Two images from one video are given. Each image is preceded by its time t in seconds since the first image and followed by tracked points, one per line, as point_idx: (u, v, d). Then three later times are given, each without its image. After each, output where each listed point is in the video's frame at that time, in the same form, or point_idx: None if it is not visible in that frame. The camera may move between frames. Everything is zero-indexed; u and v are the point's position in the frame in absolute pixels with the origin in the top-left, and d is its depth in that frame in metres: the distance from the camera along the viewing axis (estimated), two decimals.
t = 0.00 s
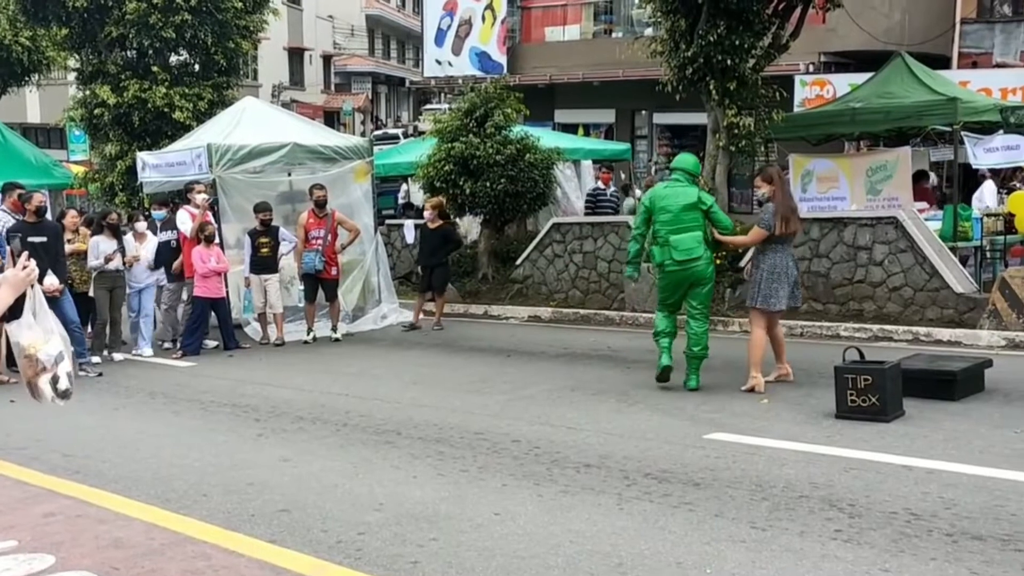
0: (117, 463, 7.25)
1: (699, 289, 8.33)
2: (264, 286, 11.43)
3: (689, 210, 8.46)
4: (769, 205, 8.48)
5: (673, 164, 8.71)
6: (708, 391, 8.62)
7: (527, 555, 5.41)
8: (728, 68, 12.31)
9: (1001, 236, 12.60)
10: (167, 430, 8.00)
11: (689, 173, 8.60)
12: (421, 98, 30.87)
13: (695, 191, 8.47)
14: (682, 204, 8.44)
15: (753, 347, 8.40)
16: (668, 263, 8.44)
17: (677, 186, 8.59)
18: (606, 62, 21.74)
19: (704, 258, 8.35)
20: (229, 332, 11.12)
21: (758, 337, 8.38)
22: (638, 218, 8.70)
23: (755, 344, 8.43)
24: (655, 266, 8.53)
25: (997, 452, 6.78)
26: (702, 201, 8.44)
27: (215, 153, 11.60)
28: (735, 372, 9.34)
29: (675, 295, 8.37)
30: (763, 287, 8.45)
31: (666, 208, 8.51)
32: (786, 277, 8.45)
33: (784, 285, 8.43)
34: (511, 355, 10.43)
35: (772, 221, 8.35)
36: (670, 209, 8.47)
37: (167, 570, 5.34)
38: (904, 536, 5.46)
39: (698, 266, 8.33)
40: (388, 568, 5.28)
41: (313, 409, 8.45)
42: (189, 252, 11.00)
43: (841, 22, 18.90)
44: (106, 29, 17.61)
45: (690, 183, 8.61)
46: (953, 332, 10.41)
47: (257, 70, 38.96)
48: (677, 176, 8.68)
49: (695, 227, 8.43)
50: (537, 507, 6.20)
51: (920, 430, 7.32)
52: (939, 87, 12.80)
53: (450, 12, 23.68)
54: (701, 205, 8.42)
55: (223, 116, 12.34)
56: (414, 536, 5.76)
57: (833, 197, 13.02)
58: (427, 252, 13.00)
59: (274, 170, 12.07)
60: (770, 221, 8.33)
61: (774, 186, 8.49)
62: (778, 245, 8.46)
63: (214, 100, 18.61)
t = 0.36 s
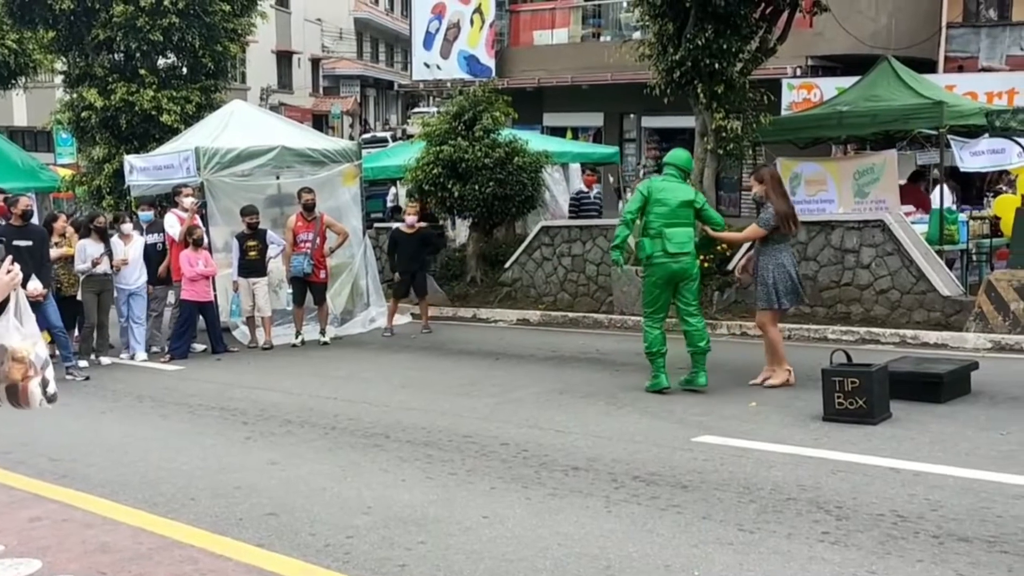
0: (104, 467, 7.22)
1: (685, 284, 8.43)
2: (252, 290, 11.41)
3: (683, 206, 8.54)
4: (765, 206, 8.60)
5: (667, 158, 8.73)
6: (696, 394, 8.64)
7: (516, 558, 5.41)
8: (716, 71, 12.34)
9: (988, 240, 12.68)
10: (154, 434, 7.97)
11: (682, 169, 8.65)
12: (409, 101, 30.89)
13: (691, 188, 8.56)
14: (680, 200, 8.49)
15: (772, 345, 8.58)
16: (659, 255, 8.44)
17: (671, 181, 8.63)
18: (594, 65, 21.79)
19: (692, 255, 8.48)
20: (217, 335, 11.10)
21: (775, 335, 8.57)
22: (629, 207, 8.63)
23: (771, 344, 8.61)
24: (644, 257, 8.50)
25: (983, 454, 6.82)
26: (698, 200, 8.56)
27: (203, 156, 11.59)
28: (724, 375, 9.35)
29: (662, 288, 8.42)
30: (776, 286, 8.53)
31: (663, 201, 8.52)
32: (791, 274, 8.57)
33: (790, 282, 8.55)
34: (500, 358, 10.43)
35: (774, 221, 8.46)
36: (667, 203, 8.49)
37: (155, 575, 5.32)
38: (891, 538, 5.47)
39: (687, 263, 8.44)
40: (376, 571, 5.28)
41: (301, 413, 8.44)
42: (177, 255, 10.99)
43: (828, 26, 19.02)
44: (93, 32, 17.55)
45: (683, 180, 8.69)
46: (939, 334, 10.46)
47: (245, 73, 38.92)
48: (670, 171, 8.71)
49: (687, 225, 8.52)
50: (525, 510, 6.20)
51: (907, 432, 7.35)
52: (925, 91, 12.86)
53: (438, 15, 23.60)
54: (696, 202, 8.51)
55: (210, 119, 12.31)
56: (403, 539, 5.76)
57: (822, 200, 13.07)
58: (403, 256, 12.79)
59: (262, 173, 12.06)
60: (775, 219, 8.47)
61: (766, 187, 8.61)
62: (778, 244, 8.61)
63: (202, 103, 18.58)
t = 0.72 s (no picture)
0: (95, 470, 7.21)
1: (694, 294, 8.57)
2: (244, 291, 11.41)
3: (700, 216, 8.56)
4: (762, 210, 8.60)
5: (679, 163, 8.66)
6: (690, 394, 8.64)
7: (508, 560, 5.41)
8: (708, 73, 12.35)
9: (978, 241, 12.75)
10: (146, 436, 7.96)
11: (687, 176, 8.68)
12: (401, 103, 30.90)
13: (706, 199, 8.61)
14: (700, 211, 8.51)
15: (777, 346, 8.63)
16: (679, 265, 8.44)
17: (685, 189, 8.60)
18: (586, 67, 21.81)
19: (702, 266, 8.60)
20: (209, 337, 11.09)
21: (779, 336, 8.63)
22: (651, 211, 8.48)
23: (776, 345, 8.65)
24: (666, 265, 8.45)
25: (974, 454, 6.83)
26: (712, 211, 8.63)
27: (195, 157, 11.59)
28: (717, 377, 9.36)
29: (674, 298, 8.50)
30: (768, 290, 8.58)
31: (685, 210, 8.49)
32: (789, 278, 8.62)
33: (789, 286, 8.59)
34: (492, 360, 10.44)
35: (772, 227, 8.47)
36: (688, 213, 8.47)
37: None
38: (882, 539, 5.49)
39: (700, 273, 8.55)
40: (367, 573, 5.28)
41: (294, 415, 8.43)
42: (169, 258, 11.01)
43: (820, 27, 18.98)
44: (84, 33, 17.51)
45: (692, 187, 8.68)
46: (930, 335, 10.49)
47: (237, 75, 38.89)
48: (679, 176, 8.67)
49: (703, 236, 8.58)
50: (518, 511, 6.20)
51: (899, 433, 7.36)
52: (916, 92, 12.90)
53: (430, 17, 23.54)
54: (713, 214, 8.57)
55: (203, 121, 12.29)
56: (395, 541, 5.76)
57: (814, 201, 13.12)
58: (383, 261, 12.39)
59: (254, 175, 12.05)
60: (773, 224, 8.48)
61: (763, 191, 8.62)
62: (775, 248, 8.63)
63: (194, 104, 18.56)
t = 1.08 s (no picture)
0: (93, 470, 7.20)
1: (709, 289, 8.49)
2: (242, 291, 11.40)
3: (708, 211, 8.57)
4: (757, 210, 8.60)
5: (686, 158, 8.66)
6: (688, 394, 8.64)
7: (507, 559, 5.41)
8: (706, 72, 12.36)
9: (976, 240, 12.76)
10: (144, 436, 7.95)
11: (694, 171, 8.67)
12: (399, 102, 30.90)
13: (713, 194, 8.65)
14: (708, 205, 8.53)
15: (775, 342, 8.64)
16: (694, 260, 8.37)
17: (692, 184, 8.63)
18: (583, 66, 21.81)
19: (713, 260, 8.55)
20: (206, 337, 11.07)
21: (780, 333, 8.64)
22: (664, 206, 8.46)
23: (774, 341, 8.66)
24: (682, 261, 8.39)
25: (972, 454, 6.83)
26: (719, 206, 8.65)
27: (192, 157, 11.59)
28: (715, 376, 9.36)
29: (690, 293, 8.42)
30: (768, 291, 8.59)
31: (695, 205, 8.52)
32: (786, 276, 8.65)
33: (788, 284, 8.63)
34: (491, 359, 10.44)
35: (771, 226, 8.48)
36: (697, 207, 8.49)
37: None
38: (881, 538, 5.49)
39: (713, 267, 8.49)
40: (366, 573, 5.27)
41: (292, 414, 8.43)
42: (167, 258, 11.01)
43: (817, 27, 19.03)
44: (82, 33, 17.50)
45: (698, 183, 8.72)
46: (928, 335, 10.50)
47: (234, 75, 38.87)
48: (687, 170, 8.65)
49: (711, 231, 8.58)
50: (516, 511, 6.20)
51: (898, 433, 7.36)
52: (914, 92, 12.90)
53: (428, 16, 23.62)
54: (720, 208, 8.60)
55: (200, 120, 12.29)
56: (393, 541, 5.75)
57: (811, 200, 13.10)
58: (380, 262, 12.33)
59: (251, 174, 12.05)
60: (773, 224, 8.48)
61: (757, 191, 8.60)
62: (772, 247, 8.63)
63: (192, 104, 18.56)
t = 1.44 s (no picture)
0: (93, 469, 7.20)
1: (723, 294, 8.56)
2: (242, 290, 11.40)
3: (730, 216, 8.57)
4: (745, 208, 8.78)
5: (711, 157, 8.44)
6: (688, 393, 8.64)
7: (507, 558, 5.41)
8: (705, 71, 12.36)
9: (976, 239, 12.77)
10: (144, 435, 7.95)
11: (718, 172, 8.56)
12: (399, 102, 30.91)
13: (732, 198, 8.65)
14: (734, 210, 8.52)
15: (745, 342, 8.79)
16: (724, 265, 8.35)
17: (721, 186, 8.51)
18: (583, 65, 21.82)
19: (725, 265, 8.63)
20: (206, 337, 11.07)
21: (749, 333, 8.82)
22: (711, 212, 8.21)
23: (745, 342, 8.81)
24: (716, 265, 8.32)
25: (972, 453, 6.83)
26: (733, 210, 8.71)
27: (192, 156, 11.59)
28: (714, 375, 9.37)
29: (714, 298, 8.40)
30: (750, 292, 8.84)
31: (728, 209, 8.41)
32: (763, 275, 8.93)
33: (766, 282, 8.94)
34: (491, 358, 10.44)
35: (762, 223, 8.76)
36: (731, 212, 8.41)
37: None
38: (881, 537, 5.49)
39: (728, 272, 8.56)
40: (366, 572, 5.27)
41: (292, 414, 8.43)
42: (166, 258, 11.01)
43: (816, 26, 19.05)
44: (82, 32, 17.49)
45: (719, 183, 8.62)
46: (928, 333, 10.50)
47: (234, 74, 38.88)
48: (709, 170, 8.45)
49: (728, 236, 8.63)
50: (516, 510, 6.20)
51: (897, 432, 7.37)
52: (914, 91, 12.90)
53: (427, 15, 23.61)
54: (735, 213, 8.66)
55: (200, 120, 12.29)
56: (393, 539, 5.75)
57: (811, 199, 13.11)
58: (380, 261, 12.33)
59: (251, 173, 12.04)
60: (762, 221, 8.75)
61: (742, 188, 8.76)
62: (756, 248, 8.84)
63: (192, 103, 18.55)
